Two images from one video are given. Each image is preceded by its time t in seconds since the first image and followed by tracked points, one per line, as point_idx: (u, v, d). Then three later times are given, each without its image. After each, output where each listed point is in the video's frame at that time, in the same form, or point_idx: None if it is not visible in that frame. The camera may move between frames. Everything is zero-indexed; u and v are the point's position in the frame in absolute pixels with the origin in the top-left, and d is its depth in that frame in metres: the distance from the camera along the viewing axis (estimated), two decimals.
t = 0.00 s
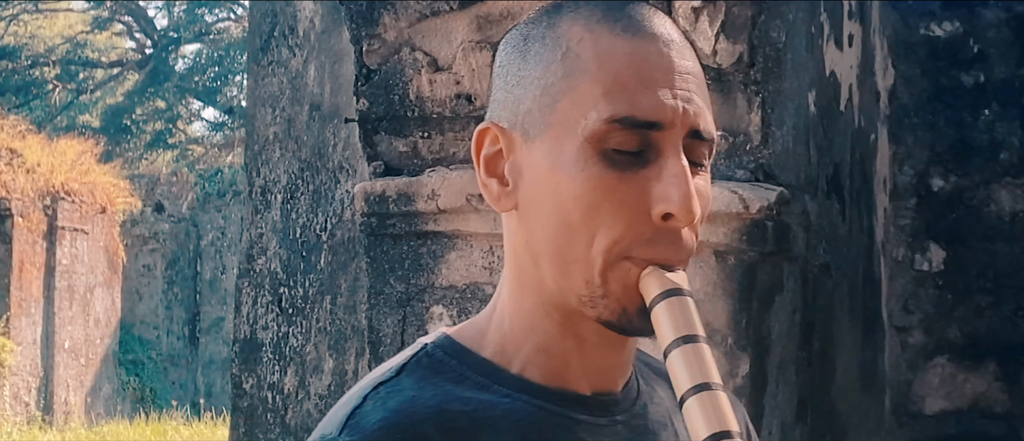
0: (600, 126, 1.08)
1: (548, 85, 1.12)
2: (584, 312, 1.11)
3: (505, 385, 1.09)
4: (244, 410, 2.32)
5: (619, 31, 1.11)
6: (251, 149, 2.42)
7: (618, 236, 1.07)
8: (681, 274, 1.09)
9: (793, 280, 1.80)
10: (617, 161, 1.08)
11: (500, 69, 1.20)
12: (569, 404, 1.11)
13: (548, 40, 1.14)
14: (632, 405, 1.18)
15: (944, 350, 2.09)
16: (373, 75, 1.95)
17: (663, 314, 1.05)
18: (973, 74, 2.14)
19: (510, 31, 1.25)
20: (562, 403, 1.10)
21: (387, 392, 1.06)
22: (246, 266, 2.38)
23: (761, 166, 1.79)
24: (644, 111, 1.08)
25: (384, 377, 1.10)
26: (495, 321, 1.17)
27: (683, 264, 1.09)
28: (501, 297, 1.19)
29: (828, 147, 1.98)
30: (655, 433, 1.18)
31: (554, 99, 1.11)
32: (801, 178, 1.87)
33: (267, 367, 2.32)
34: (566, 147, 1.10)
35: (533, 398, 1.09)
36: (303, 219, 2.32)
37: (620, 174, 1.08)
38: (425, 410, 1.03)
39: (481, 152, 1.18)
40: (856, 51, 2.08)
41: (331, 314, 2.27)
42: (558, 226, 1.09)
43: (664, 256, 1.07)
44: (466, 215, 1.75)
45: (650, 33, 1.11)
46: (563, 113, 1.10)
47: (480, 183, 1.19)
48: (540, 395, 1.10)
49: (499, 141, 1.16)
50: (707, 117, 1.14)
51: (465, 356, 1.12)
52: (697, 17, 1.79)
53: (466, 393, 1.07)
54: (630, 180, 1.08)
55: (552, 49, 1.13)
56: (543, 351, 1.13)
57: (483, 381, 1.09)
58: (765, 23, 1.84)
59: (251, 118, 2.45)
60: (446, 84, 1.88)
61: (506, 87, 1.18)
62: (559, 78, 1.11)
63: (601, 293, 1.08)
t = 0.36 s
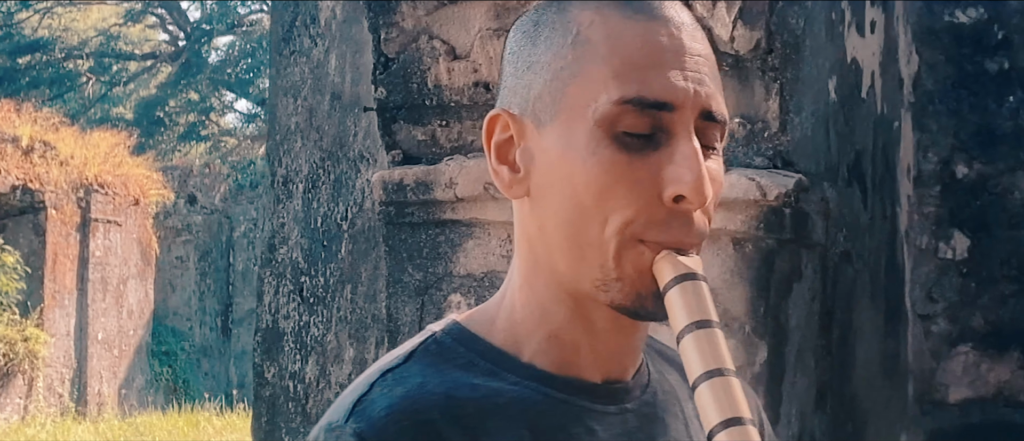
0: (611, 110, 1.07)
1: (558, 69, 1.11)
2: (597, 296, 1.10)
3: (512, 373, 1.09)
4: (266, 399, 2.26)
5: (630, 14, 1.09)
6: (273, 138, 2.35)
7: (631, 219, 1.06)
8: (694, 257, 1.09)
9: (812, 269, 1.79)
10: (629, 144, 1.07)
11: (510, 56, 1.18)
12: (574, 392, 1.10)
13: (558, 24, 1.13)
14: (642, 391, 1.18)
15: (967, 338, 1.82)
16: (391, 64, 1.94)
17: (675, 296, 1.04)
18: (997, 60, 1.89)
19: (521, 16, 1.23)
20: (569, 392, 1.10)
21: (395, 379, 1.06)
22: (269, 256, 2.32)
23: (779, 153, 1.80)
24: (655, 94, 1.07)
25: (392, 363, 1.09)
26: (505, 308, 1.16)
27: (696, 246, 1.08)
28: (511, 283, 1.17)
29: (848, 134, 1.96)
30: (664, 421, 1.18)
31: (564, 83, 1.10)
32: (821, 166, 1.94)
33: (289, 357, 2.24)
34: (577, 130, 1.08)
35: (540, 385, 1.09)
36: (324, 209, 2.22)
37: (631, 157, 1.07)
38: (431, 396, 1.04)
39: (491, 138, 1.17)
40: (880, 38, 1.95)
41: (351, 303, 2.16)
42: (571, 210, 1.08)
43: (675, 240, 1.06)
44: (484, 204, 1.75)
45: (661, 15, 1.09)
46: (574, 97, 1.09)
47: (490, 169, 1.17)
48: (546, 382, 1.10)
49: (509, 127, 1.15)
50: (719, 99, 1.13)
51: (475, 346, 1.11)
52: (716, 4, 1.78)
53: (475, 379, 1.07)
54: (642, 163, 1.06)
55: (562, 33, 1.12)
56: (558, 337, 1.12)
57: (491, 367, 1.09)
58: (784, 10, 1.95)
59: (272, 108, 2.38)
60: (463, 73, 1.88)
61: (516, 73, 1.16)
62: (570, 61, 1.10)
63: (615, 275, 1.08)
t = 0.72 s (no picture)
0: (620, 90, 1.07)
1: (564, 56, 1.11)
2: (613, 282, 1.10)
3: (520, 361, 1.09)
4: (288, 387, 2.20)
5: None
6: (294, 128, 2.30)
7: (643, 198, 1.05)
8: (709, 238, 1.08)
9: (829, 256, 1.79)
10: (640, 124, 1.07)
11: (514, 50, 1.17)
12: (582, 382, 1.10)
13: (559, 13, 1.13)
14: (652, 382, 1.18)
15: (992, 326, 1.79)
16: (408, 52, 1.94)
17: (688, 279, 1.05)
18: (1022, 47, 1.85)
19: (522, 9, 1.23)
20: (577, 382, 1.10)
21: (403, 367, 1.06)
22: (290, 244, 2.27)
23: (796, 140, 1.77)
24: (662, 69, 1.07)
25: (400, 350, 1.10)
26: (517, 296, 1.15)
27: (711, 223, 1.08)
28: (521, 271, 1.17)
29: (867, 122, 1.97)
30: (672, 413, 1.17)
31: (571, 69, 1.10)
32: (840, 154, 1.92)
33: (311, 345, 2.19)
34: (588, 113, 1.08)
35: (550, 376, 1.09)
36: (345, 198, 2.18)
37: (642, 136, 1.06)
38: (439, 385, 1.04)
39: (500, 132, 1.16)
40: (901, 25, 1.95)
41: (372, 290, 2.12)
42: (583, 194, 1.08)
43: (689, 212, 1.06)
44: (502, 192, 1.75)
45: None
46: (582, 81, 1.09)
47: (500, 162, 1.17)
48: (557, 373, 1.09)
49: (517, 119, 1.13)
50: (727, 75, 1.13)
51: (490, 335, 1.11)
52: None
53: (483, 368, 1.07)
54: (653, 141, 1.06)
55: (566, 19, 1.12)
56: (574, 321, 1.12)
57: (499, 357, 1.09)
58: None
59: (292, 97, 2.32)
60: (481, 60, 1.88)
61: (521, 66, 1.15)
62: (576, 46, 1.10)
63: (630, 262, 1.08)
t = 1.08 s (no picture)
0: (651, 84, 1.06)
1: (595, 48, 1.09)
2: (635, 282, 1.10)
3: (548, 341, 1.09)
4: (320, 376, 2.17)
5: None
6: (325, 117, 2.26)
7: (672, 195, 1.06)
8: (732, 239, 1.08)
9: (861, 245, 1.78)
10: (670, 120, 1.07)
11: (541, 41, 1.16)
12: (609, 363, 1.10)
13: (591, 4, 1.11)
14: (678, 363, 1.17)
15: None
16: (437, 41, 1.93)
17: (712, 283, 1.04)
18: None
19: None
20: (606, 360, 1.10)
21: (429, 349, 1.06)
22: (322, 234, 2.24)
23: (826, 128, 1.75)
24: (694, 64, 1.06)
25: (425, 332, 1.09)
26: (542, 284, 1.15)
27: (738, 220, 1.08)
28: (544, 259, 1.16)
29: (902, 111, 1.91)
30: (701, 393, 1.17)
31: (601, 62, 1.09)
32: (870, 142, 1.84)
33: (343, 334, 2.17)
34: (618, 108, 1.07)
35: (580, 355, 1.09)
36: (377, 186, 2.18)
37: (671, 132, 1.06)
38: (465, 368, 1.04)
39: (526, 122, 1.15)
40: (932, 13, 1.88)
41: (403, 279, 2.12)
42: (610, 189, 1.07)
43: (719, 214, 1.06)
44: (531, 181, 1.75)
45: None
46: (611, 75, 1.08)
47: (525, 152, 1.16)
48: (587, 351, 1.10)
49: (545, 110, 1.13)
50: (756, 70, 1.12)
51: (517, 316, 1.11)
52: None
53: (508, 348, 1.07)
54: (683, 137, 1.06)
55: (596, 11, 1.10)
56: (600, 314, 1.12)
57: (528, 335, 1.09)
58: None
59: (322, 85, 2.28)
60: (510, 49, 1.88)
61: (549, 56, 1.14)
62: (607, 39, 1.08)
63: (653, 262, 1.08)
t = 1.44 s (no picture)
0: (687, 84, 1.05)
1: (633, 42, 1.09)
2: (664, 276, 1.09)
3: (579, 334, 1.08)
4: (350, 368, 2.20)
5: None
6: (354, 108, 2.27)
7: (703, 196, 1.04)
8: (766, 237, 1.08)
9: (888, 238, 1.76)
10: (704, 119, 1.05)
11: (581, 30, 1.16)
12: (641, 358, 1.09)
13: None
14: (708, 359, 1.16)
15: None
16: (465, 34, 1.95)
17: (745, 279, 1.04)
18: None
19: None
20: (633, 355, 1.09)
21: (459, 344, 1.05)
22: (351, 226, 2.25)
23: (853, 120, 1.78)
24: (733, 68, 1.05)
25: (455, 327, 1.08)
26: (573, 275, 1.14)
27: (768, 226, 1.07)
28: (576, 251, 1.16)
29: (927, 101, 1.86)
30: (731, 387, 1.16)
31: (638, 56, 1.08)
32: (898, 133, 1.83)
33: (372, 325, 2.19)
34: (652, 104, 1.06)
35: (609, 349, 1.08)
36: (406, 179, 2.19)
37: (705, 132, 1.05)
38: (499, 366, 1.03)
39: (561, 111, 1.15)
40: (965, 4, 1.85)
41: (433, 271, 2.12)
42: (642, 184, 1.06)
43: (749, 219, 1.05)
44: (558, 173, 1.76)
45: None
46: (647, 71, 1.07)
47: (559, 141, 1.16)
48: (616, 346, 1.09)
49: (580, 99, 1.13)
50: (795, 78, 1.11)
51: (545, 307, 1.10)
52: None
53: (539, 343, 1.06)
54: (717, 138, 1.05)
55: (637, 6, 1.09)
56: (627, 309, 1.12)
57: (557, 329, 1.08)
58: None
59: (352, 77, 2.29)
60: (537, 41, 1.88)
61: (587, 46, 1.14)
62: (645, 34, 1.08)
63: (684, 257, 1.07)
